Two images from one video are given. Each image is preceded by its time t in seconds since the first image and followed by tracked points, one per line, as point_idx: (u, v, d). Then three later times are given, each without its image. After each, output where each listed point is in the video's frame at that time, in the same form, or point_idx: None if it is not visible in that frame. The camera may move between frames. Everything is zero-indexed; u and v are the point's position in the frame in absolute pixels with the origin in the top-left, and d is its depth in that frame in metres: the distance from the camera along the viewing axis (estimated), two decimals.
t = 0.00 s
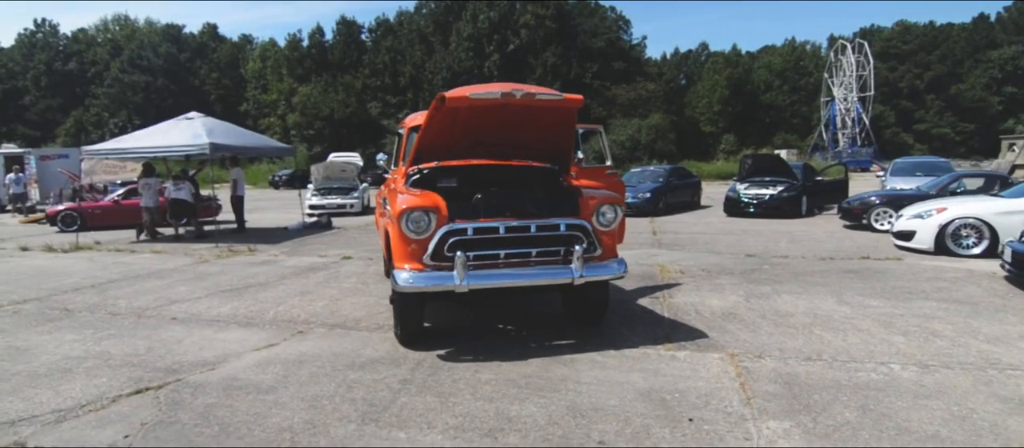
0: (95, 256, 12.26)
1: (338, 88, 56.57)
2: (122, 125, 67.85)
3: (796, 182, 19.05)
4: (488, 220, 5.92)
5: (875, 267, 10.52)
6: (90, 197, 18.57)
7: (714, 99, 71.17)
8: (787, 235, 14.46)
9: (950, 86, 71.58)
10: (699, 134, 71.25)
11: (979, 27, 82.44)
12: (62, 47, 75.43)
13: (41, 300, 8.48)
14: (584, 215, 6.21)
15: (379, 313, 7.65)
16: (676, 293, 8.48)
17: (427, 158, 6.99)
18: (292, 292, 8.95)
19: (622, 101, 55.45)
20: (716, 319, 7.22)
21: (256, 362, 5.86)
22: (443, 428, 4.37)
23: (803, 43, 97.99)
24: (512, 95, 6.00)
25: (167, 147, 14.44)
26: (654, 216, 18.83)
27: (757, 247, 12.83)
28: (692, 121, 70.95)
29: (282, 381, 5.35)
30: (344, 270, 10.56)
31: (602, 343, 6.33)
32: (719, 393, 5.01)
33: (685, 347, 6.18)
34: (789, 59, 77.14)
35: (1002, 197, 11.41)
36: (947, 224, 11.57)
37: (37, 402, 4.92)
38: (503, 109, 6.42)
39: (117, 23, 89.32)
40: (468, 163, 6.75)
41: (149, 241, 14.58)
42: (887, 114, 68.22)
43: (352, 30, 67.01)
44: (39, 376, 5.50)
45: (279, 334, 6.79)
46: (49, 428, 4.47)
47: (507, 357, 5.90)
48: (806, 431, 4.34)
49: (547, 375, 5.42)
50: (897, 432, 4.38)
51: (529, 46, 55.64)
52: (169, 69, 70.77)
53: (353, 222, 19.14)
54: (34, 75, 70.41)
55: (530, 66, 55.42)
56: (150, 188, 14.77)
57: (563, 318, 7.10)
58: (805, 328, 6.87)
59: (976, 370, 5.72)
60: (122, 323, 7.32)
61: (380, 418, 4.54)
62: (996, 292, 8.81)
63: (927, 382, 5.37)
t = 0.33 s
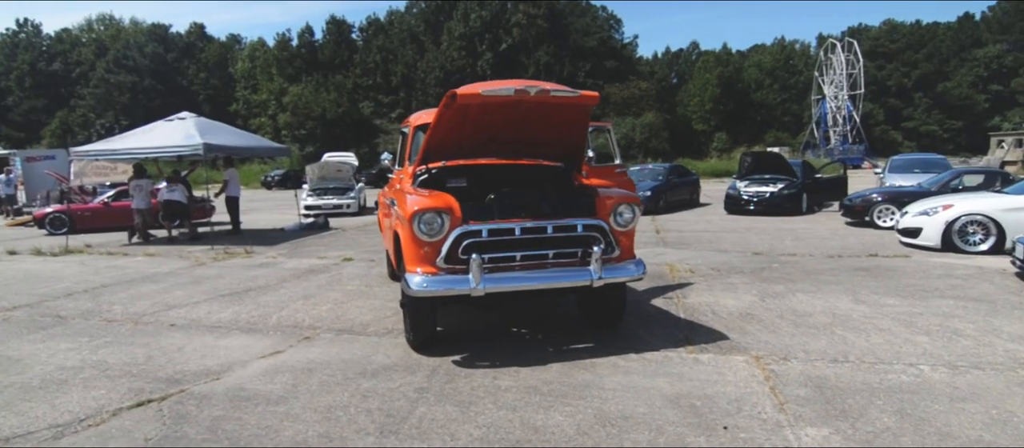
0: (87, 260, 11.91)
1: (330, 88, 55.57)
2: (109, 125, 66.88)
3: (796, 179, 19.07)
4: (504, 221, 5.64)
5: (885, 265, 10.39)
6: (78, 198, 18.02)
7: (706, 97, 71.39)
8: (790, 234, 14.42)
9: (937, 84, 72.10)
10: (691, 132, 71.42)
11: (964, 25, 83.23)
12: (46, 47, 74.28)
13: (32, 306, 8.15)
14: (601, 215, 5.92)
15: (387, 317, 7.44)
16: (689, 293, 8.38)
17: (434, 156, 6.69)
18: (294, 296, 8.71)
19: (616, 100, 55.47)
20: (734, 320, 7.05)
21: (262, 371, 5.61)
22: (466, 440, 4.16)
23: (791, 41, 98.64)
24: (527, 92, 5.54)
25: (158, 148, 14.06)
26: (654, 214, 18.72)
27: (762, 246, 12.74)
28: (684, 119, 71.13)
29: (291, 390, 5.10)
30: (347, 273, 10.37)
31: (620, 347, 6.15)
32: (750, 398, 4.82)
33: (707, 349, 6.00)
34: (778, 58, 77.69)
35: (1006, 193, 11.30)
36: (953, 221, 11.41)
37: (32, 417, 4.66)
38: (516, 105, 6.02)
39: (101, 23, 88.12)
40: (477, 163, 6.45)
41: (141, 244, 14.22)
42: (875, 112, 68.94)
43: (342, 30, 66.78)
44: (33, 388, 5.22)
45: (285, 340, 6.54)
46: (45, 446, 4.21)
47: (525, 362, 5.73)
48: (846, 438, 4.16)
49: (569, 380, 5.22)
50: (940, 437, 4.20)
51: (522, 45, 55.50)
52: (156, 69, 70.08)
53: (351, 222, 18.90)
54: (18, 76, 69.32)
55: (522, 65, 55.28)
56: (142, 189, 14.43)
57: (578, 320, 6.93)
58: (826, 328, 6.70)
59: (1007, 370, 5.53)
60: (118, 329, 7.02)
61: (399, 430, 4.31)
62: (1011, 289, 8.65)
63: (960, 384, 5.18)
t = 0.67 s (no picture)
0: (78, 263, 11.57)
1: (320, 87, 55.28)
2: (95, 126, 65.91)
3: (795, 177, 19.04)
4: (520, 220, 5.40)
5: (894, 262, 10.29)
6: (65, 200, 17.46)
7: (697, 95, 71.59)
8: (794, 232, 14.37)
9: (925, 81, 72.50)
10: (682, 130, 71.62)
11: (950, 24, 83.94)
12: (30, 46, 73.20)
13: (23, 312, 7.85)
14: (620, 213, 5.68)
15: (394, 321, 7.21)
16: (702, 293, 8.22)
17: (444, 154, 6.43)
18: (296, 300, 8.43)
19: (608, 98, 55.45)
20: (753, 321, 6.90)
21: (270, 379, 5.35)
22: None
23: (781, 39, 99.06)
24: (545, 87, 5.23)
25: (149, 148, 13.66)
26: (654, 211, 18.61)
27: (767, 244, 12.65)
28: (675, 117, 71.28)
29: (302, 400, 4.86)
30: (349, 275, 10.14)
31: (640, 349, 5.96)
32: (782, 402, 4.63)
33: (730, 352, 5.82)
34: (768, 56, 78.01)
35: (1012, 189, 11.19)
36: (960, 217, 11.28)
37: (28, 432, 4.38)
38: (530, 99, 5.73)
39: (86, 22, 86.99)
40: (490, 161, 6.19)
41: (133, 247, 13.85)
42: (864, 109, 69.36)
43: (332, 29, 66.19)
44: (27, 401, 4.94)
45: (290, 346, 6.29)
46: None
47: (544, 367, 5.52)
48: (890, 445, 3.98)
49: (593, 385, 5.03)
50: (985, 442, 4.04)
51: (513, 43, 55.28)
52: (142, 68, 69.28)
53: (347, 222, 18.64)
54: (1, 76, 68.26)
55: (514, 64, 55.11)
56: (133, 191, 14.03)
57: (593, 322, 6.73)
58: (847, 328, 6.53)
59: None
60: (115, 336, 6.73)
61: (422, 442, 4.09)
62: None
63: (996, 384, 5.00)
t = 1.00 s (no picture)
0: (66, 266, 11.19)
1: (309, 85, 54.97)
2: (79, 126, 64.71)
3: (792, 174, 19.00)
4: (539, 219, 5.19)
5: (901, 259, 10.20)
6: (52, 201, 17.05)
7: (686, 94, 71.77)
8: (795, 229, 14.28)
9: (910, 78, 73.05)
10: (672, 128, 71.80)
11: (934, 22, 84.77)
12: (11, 45, 71.90)
13: (11, 318, 7.52)
14: (640, 210, 5.49)
15: (401, 324, 6.97)
16: (714, 293, 8.05)
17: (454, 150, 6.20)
18: (297, 303, 8.17)
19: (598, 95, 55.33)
20: (770, 321, 6.74)
21: (278, 387, 5.11)
22: None
23: (768, 37, 99.63)
24: (566, 79, 5.02)
25: (141, 146, 13.29)
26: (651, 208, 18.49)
27: (771, 241, 12.55)
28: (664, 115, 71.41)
29: (314, 409, 4.62)
30: (348, 276, 9.90)
31: (659, 351, 5.77)
32: (817, 406, 4.46)
33: (753, 353, 5.64)
34: (756, 55, 78.42)
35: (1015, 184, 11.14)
36: (963, 213, 11.23)
37: None
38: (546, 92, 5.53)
39: (69, 20, 85.57)
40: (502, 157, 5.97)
41: (122, 249, 13.46)
42: (851, 106, 69.86)
43: (320, 27, 65.69)
44: (20, 413, 4.67)
45: (296, 352, 6.03)
46: None
47: (563, 371, 5.32)
48: None
49: (618, 390, 4.84)
50: None
51: (504, 41, 54.95)
52: (127, 67, 68.25)
53: (341, 222, 18.33)
54: None
55: (505, 61, 54.81)
56: (121, 191, 13.61)
57: (608, 323, 6.54)
58: (868, 327, 6.39)
59: None
60: (110, 343, 6.44)
61: None
62: None
63: None
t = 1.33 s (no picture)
0: (51, 270, 10.80)
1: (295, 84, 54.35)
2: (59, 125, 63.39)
3: (786, 171, 18.98)
4: (556, 218, 4.98)
5: (905, 256, 10.14)
6: (35, 203, 16.57)
7: (673, 92, 71.98)
8: (793, 226, 14.25)
9: (893, 76, 73.60)
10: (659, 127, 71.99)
11: (917, 19, 85.52)
12: None
13: None
14: (659, 207, 5.31)
15: (408, 327, 6.73)
16: (724, 292, 7.91)
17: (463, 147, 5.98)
18: (295, 306, 7.90)
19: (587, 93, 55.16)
20: (786, 320, 6.61)
21: (286, 396, 4.87)
22: None
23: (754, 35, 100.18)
24: (585, 71, 4.80)
25: (127, 145, 12.90)
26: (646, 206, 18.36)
27: (772, 239, 12.48)
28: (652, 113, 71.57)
29: (324, 420, 4.38)
30: (346, 278, 9.64)
31: (677, 353, 5.60)
32: (850, 409, 4.32)
33: (776, 354, 5.49)
34: (742, 53, 78.82)
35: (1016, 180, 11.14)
36: (965, 209, 11.19)
37: None
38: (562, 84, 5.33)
39: (48, 18, 83.92)
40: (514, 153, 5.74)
41: (109, 251, 13.06)
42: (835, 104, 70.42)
43: (306, 24, 65.04)
44: (11, 428, 4.39)
45: (300, 358, 5.78)
46: None
47: (582, 376, 5.12)
48: None
49: (642, 395, 4.66)
50: None
51: (492, 39, 54.40)
52: (109, 66, 67.09)
53: (333, 222, 18.02)
54: None
55: (494, 60, 54.26)
56: (108, 191, 13.21)
57: (621, 325, 6.35)
58: (886, 325, 6.27)
59: None
60: (101, 350, 6.13)
61: None
62: None
63: None
